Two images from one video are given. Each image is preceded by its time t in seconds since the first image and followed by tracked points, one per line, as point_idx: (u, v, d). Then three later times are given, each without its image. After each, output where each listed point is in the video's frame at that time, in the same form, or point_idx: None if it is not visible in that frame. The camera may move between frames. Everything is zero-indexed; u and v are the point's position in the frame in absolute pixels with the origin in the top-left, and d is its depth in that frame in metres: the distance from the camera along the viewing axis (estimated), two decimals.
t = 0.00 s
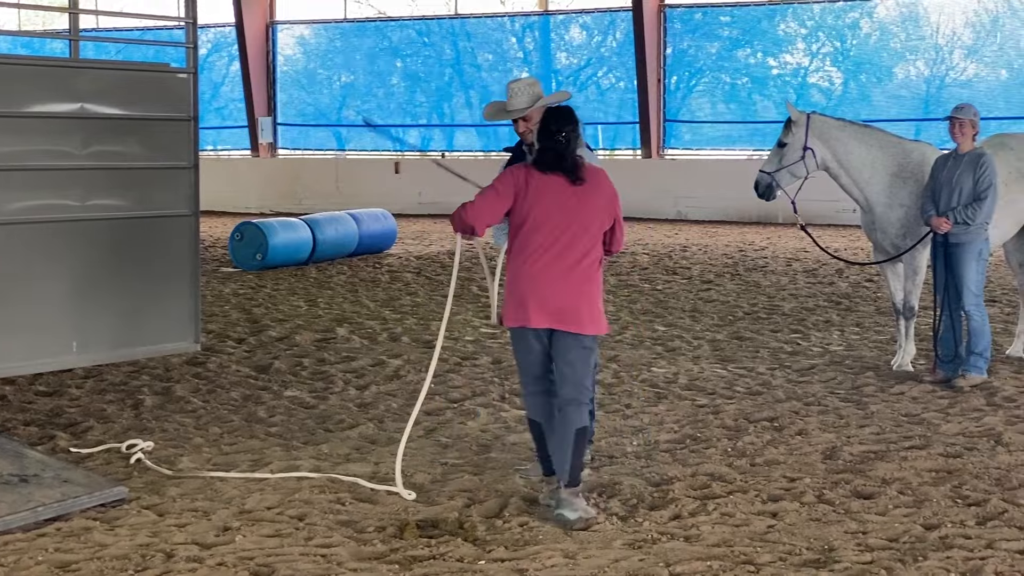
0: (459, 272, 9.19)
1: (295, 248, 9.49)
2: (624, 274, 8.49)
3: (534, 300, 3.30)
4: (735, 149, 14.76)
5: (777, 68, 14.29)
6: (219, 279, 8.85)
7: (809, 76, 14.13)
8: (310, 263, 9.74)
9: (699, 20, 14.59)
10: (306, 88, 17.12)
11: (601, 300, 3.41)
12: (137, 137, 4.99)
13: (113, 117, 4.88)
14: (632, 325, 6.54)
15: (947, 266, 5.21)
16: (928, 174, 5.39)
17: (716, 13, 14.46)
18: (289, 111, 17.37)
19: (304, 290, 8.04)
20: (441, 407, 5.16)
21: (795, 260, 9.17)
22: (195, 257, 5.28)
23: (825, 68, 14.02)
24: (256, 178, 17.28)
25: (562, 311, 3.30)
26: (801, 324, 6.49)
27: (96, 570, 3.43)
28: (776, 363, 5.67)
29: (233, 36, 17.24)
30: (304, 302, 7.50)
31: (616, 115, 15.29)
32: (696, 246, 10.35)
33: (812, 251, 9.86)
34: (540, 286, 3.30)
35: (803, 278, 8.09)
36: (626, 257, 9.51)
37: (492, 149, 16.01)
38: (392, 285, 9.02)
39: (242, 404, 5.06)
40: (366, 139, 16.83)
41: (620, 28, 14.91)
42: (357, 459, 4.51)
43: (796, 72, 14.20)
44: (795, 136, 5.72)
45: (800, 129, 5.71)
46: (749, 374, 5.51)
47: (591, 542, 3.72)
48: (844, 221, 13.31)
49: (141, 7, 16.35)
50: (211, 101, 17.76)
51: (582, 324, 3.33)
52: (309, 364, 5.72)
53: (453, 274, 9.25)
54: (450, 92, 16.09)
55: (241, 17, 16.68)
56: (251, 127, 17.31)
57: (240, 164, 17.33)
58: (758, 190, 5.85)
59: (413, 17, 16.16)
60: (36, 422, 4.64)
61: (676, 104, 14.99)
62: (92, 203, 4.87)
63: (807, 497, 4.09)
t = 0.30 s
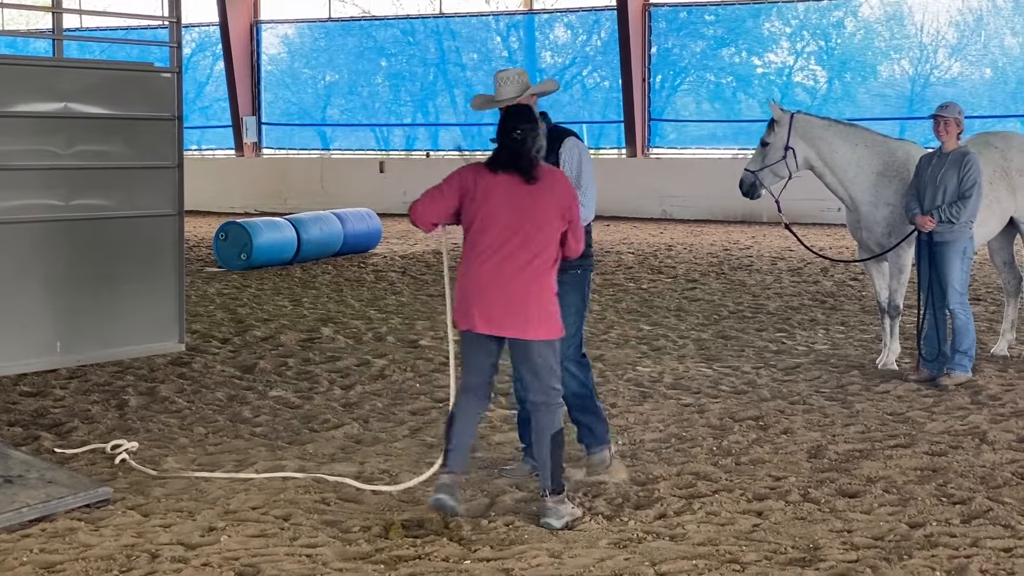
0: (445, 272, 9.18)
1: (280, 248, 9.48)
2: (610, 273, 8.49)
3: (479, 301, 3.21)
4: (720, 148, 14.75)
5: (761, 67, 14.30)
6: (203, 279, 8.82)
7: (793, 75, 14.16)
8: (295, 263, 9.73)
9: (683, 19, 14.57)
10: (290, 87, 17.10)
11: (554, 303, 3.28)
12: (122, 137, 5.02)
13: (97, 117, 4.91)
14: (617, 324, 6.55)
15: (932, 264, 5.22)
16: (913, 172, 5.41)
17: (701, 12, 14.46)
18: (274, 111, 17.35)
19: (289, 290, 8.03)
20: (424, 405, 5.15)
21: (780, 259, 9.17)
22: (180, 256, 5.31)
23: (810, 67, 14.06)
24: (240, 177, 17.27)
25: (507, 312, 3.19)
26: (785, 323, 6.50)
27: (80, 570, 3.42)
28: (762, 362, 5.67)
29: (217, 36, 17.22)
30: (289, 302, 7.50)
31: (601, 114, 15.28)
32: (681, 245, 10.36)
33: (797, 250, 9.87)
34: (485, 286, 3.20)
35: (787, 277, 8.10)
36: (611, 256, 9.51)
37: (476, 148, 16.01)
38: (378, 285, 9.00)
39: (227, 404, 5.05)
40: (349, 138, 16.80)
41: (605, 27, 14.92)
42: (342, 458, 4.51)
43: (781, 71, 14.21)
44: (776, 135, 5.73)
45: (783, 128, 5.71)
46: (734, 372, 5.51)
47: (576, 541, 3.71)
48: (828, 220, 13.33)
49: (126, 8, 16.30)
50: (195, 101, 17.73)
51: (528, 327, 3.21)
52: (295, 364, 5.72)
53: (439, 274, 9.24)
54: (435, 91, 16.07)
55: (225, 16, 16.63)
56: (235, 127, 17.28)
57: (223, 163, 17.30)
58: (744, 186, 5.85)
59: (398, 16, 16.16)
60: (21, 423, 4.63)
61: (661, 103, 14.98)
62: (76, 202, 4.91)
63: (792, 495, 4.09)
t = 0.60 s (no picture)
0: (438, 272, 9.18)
1: (271, 248, 9.49)
2: (602, 272, 8.49)
3: (393, 299, 3.12)
4: (711, 147, 14.76)
5: (752, 66, 14.29)
6: (195, 279, 8.82)
7: (784, 74, 14.12)
8: (287, 263, 9.74)
9: (675, 18, 14.58)
10: (282, 87, 17.12)
11: (476, 306, 3.13)
12: (114, 136, 5.01)
13: (89, 116, 4.89)
14: (609, 323, 6.56)
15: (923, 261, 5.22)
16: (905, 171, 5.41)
17: (692, 11, 14.47)
18: (265, 111, 17.37)
19: (280, 290, 8.03)
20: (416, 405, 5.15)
21: (772, 257, 9.18)
22: (172, 256, 5.29)
23: (801, 66, 14.04)
24: (231, 177, 17.27)
25: (418, 312, 3.08)
26: (778, 321, 6.50)
27: (73, 570, 3.42)
28: (754, 361, 5.68)
29: (208, 35, 17.24)
30: (281, 301, 7.50)
31: (593, 113, 15.31)
32: (673, 244, 10.37)
33: (789, 249, 9.86)
34: (400, 284, 3.11)
35: (779, 275, 8.12)
36: (603, 255, 9.51)
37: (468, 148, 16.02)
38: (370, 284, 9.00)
39: (219, 404, 5.06)
40: (341, 137, 16.79)
41: (596, 26, 14.94)
42: (334, 458, 4.51)
43: (772, 70, 14.18)
44: (766, 135, 5.74)
45: (772, 127, 5.71)
46: (726, 371, 5.52)
47: (568, 540, 3.72)
48: (820, 219, 13.34)
49: (117, 8, 16.31)
50: (187, 100, 17.75)
51: (438, 329, 3.08)
52: (287, 363, 5.73)
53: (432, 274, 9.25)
54: (427, 90, 16.06)
55: (216, 16, 16.63)
56: (227, 126, 17.30)
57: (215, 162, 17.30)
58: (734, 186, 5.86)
59: (389, 16, 16.16)
60: (13, 422, 4.63)
61: (652, 103, 14.99)
62: (68, 202, 4.88)
63: (784, 493, 4.10)
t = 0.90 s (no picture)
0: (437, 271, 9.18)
1: (270, 248, 9.49)
2: (600, 271, 8.49)
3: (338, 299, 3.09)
4: (710, 146, 14.75)
5: (751, 65, 14.28)
6: (193, 279, 8.82)
7: (783, 73, 14.12)
8: (285, 263, 9.74)
9: (673, 17, 14.58)
10: (280, 87, 17.12)
11: (419, 308, 3.04)
12: (112, 136, 4.92)
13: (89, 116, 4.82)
14: (608, 322, 6.56)
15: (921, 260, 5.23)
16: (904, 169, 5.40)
17: (690, 10, 14.47)
18: (264, 111, 17.38)
19: (279, 289, 8.03)
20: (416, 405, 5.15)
21: (771, 256, 9.18)
22: (171, 258, 5.20)
23: (800, 65, 14.04)
24: (231, 176, 17.30)
25: (358, 313, 3.04)
26: (777, 320, 6.50)
27: (72, 570, 3.41)
28: (752, 359, 5.68)
29: (207, 35, 17.24)
30: (279, 301, 7.50)
31: (591, 112, 15.31)
32: (672, 243, 10.38)
33: (788, 247, 9.86)
34: (347, 285, 3.07)
35: (778, 274, 8.12)
36: (601, 254, 9.50)
37: (468, 147, 16.03)
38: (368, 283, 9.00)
39: (218, 404, 5.06)
40: (339, 137, 16.76)
41: (595, 25, 14.93)
42: (333, 457, 4.51)
43: (770, 69, 14.18)
44: (763, 133, 5.75)
45: (769, 126, 5.72)
46: (725, 370, 5.52)
47: (567, 539, 3.72)
48: (819, 217, 13.34)
49: (117, 8, 16.32)
50: (185, 100, 17.76)
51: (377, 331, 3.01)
52: (285, 363, 5.73)
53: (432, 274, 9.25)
54: (425, 90, 16.07)
55: (215, 16, 16.64)
56: (226, 126, 17.32)
57: (214, 161, 17.34)
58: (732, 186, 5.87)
59: (388, 15, 16.16)
60: (12, 422, 4.63)
61: (651, 102, 14.99)
62: (67, 201, 4.79)
63: (783, 492, 4.10)
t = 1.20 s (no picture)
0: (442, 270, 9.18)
1: (275, 247, 9.49)
2: (605, 270, 8.49)
3: (299, 297, 3.13)
4: (715, 145, 14.72)
5: (756, 63, 14.26)
6: (198, 278, 8.83)
7: (787, 71, 14.08)
8: (290, 261, 9.74)
9: (678, 16, 14.58)
10: (286, 86, 17.17)
11: (374, 307, 3.03)
12: (117, 135, 4.91)
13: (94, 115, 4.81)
14: (613, 321, 6.56)
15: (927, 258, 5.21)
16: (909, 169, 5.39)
17: (696, 8, 14.46)
18: (269, 110, 17.41)
19: (284, 288, 8.04)
20: (421, 404, 5.15)
21: (776, 255, 9.18)
22: (177, 258, 5.19)
23: (805, 64, 14.02)
24: (236, 176, 17.32)
25: (315, 311, 3.06)
26: (782, 319, 6.50)
27: (79, 568, 3.42)
28: (758, 358, 5.68)
29: (213, 34, 17.29)
30: (285, 300, 7.51)
31: (597, 111, 15.25)
32: (677, 241, 10.38)
33: (793, 246, 9.87)
34: (306, 285, 3.10)
35: (783, 273, 8.12)
36: (605, 253, 9.50)
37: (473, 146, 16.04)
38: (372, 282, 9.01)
39: (224, 402, 5.07)
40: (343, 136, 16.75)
41: (600, 23, 14.92)
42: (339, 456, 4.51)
43: (775, 67, 14.16)
44: (769, 131, 5.77)
45: (775, 124, 5.74)
46: (730, 368, 5.52)
47: (573, 538, 3.72)
48: (824, 216, 13.33)
49: (121, 7, 16.34)
50: (191, 99, 17.79)
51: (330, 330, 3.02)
52: (291, 362, 5.74)
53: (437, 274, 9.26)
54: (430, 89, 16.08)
55: (220, 15, 16.67)
56: (231, 125, 17.37)
57: (218, 160, 17.37)
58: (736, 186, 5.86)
59: (393, 14, 16.15)
60: (19, 421, 4.63)
61: (656, 100, 14.99)
62: (72, 200, 4.78)
63: (789, 491, 4.10)
